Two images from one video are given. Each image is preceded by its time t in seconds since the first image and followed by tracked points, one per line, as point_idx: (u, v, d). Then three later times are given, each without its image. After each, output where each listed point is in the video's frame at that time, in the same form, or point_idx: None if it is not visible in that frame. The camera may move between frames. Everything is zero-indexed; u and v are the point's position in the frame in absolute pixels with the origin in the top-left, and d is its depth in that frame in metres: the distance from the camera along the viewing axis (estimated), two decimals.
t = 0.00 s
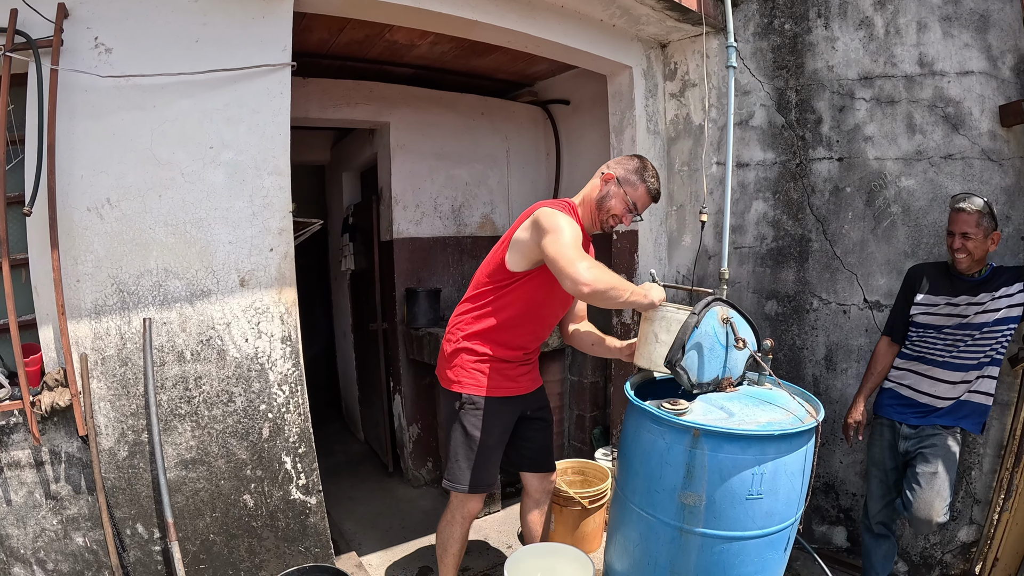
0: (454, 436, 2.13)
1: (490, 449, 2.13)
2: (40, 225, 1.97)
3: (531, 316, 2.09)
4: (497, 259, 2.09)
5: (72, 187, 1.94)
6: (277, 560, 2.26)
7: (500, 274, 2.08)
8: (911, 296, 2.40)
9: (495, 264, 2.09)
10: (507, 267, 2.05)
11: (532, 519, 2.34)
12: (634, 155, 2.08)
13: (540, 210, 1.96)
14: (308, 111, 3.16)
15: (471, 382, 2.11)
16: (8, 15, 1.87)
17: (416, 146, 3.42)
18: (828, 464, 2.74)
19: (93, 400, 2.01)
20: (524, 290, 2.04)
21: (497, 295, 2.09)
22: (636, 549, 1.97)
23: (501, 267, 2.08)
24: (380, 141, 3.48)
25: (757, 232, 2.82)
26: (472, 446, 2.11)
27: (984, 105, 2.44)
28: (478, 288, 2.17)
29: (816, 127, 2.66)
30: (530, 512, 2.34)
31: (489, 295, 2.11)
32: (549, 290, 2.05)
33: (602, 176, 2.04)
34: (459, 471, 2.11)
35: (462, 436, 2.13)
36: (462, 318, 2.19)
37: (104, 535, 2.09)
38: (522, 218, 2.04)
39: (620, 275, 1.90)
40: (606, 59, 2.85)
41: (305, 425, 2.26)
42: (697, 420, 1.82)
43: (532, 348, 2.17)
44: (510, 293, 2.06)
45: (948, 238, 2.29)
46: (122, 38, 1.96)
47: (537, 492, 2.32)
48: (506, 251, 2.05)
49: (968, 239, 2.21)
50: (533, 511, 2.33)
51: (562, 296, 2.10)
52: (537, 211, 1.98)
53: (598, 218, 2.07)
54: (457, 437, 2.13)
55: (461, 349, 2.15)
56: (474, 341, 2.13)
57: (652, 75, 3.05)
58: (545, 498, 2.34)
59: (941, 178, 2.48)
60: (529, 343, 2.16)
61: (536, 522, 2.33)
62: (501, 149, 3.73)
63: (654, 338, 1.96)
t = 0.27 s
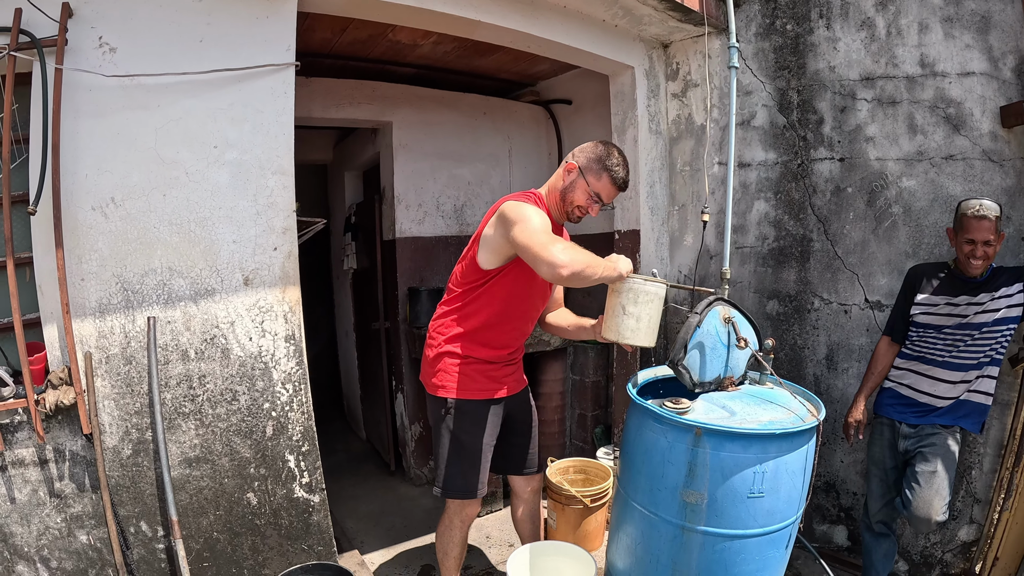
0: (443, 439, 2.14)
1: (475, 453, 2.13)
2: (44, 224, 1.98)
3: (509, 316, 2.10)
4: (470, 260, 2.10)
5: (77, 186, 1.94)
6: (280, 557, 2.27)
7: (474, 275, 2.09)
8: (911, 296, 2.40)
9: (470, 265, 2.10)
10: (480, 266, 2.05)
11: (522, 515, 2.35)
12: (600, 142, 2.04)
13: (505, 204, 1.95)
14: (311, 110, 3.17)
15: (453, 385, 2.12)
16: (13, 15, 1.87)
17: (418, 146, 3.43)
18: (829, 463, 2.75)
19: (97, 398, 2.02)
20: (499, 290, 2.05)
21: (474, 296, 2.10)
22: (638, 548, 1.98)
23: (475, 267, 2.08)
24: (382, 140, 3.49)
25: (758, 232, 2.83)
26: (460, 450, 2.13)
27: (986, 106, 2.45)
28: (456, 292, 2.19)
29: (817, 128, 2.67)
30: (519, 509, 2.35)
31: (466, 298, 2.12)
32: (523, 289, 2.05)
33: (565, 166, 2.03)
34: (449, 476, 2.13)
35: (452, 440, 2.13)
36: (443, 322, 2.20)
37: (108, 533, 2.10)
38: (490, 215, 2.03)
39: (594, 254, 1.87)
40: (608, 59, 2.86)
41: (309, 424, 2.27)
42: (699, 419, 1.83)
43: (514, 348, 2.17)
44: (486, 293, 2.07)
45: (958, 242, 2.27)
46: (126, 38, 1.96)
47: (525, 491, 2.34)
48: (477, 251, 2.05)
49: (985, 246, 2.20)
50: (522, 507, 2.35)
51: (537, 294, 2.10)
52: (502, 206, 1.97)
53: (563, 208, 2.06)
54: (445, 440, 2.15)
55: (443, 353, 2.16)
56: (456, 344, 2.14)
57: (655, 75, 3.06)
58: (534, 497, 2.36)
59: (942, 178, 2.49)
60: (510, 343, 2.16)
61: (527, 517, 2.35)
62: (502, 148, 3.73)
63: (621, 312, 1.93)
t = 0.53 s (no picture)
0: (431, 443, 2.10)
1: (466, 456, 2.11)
2: (50, 220, 1.99)
3: (486, 318, 2.05)
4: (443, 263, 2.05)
5: (82, 182, 1.95)
6: (284, 554, 2.28)
7: (448, 278, 2.03)
8: (912, 295, 2.41)
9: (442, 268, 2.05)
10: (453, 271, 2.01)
11: (513, 512, 2.33)
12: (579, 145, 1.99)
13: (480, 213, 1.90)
14: (314, 108, 3.19)
15: (432, 389, 2.08)
16: (19, 12, 1.88)
17: (421, 144, 3.44)
18: (831, 460, 2.76)
19: (102, 394, 2.03)
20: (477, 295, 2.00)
21: (448, 299, 2.05)
22: (642, 543, 1.99)
23: (448, 271, 2.03)
24: (384, 139, 3.50)
25: (760, 230, 2.84)
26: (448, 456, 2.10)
27: (986, 104, 2.46)
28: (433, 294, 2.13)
29: (818, 126, 2.68)
30: (510, 506, 2.33)
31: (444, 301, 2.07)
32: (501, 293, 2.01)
33: (545, 171, 1.98)
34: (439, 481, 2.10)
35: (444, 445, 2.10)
36: (420, 325, 2.16)
37: (112, 529, 2.10)
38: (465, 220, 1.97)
39: (556, 289, 1.84)
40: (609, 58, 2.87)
41: (313, 420, 2.27)
42: (702, 415, 1.85)
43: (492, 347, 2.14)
44: (460, 296, 2.02)
45: (977, 245, 2.25)
46: (132, 36, 1.97)
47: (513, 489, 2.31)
48: (450, 254, 2.01)
49: (1005, 242, 2.20)
50: (513, 504, 2.32)
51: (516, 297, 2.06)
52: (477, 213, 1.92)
53: (545, 215, 2.01)
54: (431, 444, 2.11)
55: (421, 357, 2.12)
56: (433, 347, 2.10)
57: (656, 74, 3.07)
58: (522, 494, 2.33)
59: (943, 176, 2.50)
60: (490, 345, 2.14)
61: (519, 513, 2.33)
62: (504, 147, 3.74)
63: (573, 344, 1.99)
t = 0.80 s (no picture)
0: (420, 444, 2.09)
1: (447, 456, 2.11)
2: (53, 216, 1.98)
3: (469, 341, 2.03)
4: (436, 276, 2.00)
5: (86, 178, 1.95)
6: (287, 551, 2.27)
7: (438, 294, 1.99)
8: (915, 294, 2.41)
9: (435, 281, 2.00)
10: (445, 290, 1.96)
11: (509, 510, 2.31)
12: (593, 186, 1.91)
13: (481, 250, 1.82)
14: (317, 106, 3.19)
15: (407, 396, 2.07)
16: (22, 8, 1.88)
17: (422, 142, 3.45)
18: (834, 457, 2.76)
19: (105, 391, 2.02)
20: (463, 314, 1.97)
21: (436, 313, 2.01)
22: (646, 539, 1.99)
23: (440, 287, 1.98)
24: (386, 137, 3.50)
25: (762, 228, 2.84)
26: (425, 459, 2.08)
27: (988, 102, 2.47)
28: (417, 302, 2.09)
29: (821, 124, 2.69)
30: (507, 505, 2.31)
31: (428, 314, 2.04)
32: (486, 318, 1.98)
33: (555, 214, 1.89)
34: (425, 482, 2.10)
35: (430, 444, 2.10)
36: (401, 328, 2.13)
37: (114, 526, 2.10)
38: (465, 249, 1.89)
39: (530, 369, 1.78)
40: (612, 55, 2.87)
41: (316, 417, 2.27)
42: (708, 410, 1.85)
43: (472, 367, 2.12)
44: (449, 314, 1.98)
45: (984, 238, 2.26)
46: (136, 31, 1.97)
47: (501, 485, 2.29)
48: (445, 276, 1.95)
49: (1010, 232, 2.22)
50: (506, 503, 2.30)
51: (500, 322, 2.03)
52: (479, 247, 1.84)
53: (553, 259, 1.93)
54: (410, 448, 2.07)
55: (399, 361, 2.11)
56: (413, 353, 2.08)
57: (658, 71, 3.07)
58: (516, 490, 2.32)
59: (945, 174, 2.51)
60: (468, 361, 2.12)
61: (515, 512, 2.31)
62: (506, 145, 3.74)
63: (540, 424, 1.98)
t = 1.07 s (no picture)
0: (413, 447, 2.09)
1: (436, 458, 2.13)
2: (53, 215, 1.98)
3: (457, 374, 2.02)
4: (439, 312, 1.94)
5: (86, 176, 1.95)
6: (288, 550, 2.27)
7: (438, 329, 1.95)
8: (915, 291, 2.42)
9: (437, 317, 1.94)
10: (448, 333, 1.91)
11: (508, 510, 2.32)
12: (615, 260, 1.84)
13: (494, 321, 1.75)
14: (317, 103, 3.23)
15: (388, 406, 2.08)
16: (22, 6, 1.88)
17: (422, 140, 3.45)
18: (834, 455, 2.77)
19: (105, 389, 2.02)
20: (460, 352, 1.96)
21: (431, 343, 1.99)
22: (647, 538, 1.99)
23: (441, 324, 1.93)
24: (386, 136, 3.50)
25: (762, 226, 2.84)
26: (399, 466, 2.10)
27: (988, 101, 2.47)
28: (413, 323, 2.05)
29: (821, 122, 2.69)
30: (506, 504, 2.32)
31: (423, 341, 2.01)
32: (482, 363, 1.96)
33: (572, 284, 1.83)
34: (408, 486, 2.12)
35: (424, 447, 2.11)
36: (392, 340, 2.11)
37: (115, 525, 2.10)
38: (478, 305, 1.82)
39: (524, 459, 1.76)
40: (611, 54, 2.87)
41: (316, 415, 2.27)
42: (709, 408, 1.85)
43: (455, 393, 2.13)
44: (443, 348, 1.97)
45: (983, 234, 2.27)
46: (136, 30, 1.97)
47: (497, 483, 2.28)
48: (451, 322, 1.89)
49: (1009, 227, 2.23)
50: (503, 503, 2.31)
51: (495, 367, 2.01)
52: (493, 314, 1.76)
53: (564, 324, 1.89)
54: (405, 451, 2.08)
55: (385, 370, 2.11)
56: (399, 367, 2.08)
57: (658, 70, 3.07)
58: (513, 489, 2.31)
59: (945, 172, 2.51)
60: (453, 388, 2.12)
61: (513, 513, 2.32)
62: (506, 143, 3.74)
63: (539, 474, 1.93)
